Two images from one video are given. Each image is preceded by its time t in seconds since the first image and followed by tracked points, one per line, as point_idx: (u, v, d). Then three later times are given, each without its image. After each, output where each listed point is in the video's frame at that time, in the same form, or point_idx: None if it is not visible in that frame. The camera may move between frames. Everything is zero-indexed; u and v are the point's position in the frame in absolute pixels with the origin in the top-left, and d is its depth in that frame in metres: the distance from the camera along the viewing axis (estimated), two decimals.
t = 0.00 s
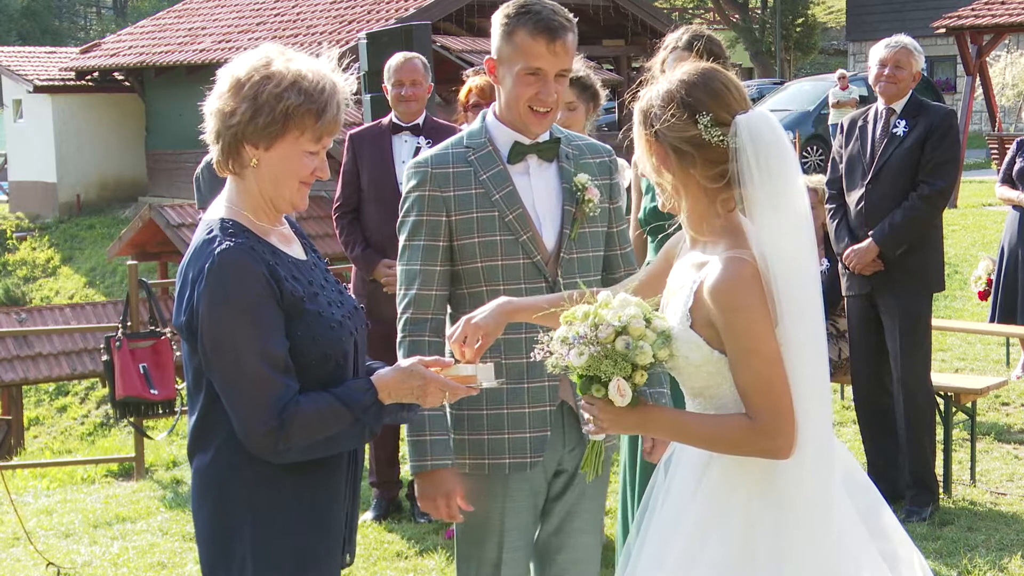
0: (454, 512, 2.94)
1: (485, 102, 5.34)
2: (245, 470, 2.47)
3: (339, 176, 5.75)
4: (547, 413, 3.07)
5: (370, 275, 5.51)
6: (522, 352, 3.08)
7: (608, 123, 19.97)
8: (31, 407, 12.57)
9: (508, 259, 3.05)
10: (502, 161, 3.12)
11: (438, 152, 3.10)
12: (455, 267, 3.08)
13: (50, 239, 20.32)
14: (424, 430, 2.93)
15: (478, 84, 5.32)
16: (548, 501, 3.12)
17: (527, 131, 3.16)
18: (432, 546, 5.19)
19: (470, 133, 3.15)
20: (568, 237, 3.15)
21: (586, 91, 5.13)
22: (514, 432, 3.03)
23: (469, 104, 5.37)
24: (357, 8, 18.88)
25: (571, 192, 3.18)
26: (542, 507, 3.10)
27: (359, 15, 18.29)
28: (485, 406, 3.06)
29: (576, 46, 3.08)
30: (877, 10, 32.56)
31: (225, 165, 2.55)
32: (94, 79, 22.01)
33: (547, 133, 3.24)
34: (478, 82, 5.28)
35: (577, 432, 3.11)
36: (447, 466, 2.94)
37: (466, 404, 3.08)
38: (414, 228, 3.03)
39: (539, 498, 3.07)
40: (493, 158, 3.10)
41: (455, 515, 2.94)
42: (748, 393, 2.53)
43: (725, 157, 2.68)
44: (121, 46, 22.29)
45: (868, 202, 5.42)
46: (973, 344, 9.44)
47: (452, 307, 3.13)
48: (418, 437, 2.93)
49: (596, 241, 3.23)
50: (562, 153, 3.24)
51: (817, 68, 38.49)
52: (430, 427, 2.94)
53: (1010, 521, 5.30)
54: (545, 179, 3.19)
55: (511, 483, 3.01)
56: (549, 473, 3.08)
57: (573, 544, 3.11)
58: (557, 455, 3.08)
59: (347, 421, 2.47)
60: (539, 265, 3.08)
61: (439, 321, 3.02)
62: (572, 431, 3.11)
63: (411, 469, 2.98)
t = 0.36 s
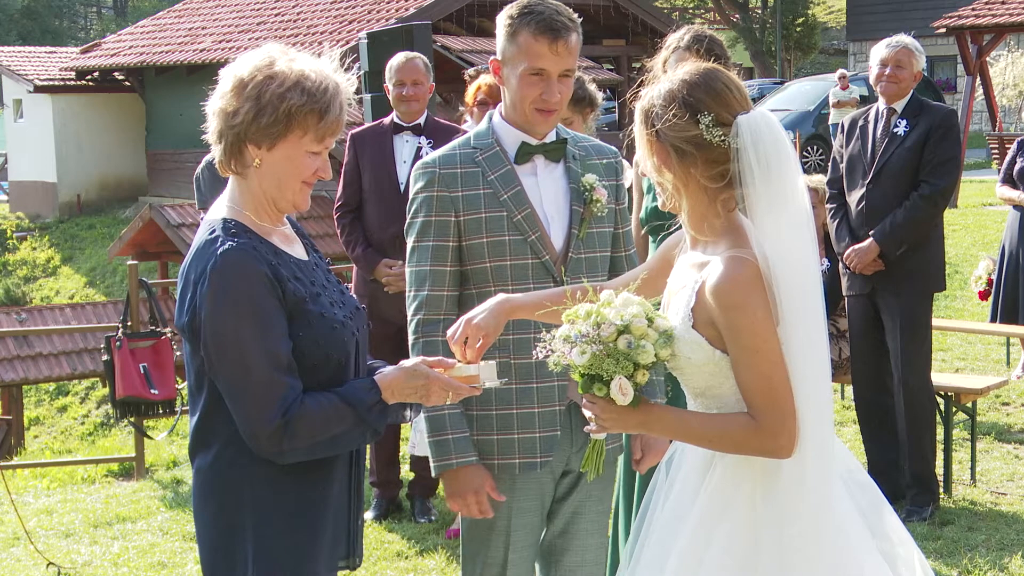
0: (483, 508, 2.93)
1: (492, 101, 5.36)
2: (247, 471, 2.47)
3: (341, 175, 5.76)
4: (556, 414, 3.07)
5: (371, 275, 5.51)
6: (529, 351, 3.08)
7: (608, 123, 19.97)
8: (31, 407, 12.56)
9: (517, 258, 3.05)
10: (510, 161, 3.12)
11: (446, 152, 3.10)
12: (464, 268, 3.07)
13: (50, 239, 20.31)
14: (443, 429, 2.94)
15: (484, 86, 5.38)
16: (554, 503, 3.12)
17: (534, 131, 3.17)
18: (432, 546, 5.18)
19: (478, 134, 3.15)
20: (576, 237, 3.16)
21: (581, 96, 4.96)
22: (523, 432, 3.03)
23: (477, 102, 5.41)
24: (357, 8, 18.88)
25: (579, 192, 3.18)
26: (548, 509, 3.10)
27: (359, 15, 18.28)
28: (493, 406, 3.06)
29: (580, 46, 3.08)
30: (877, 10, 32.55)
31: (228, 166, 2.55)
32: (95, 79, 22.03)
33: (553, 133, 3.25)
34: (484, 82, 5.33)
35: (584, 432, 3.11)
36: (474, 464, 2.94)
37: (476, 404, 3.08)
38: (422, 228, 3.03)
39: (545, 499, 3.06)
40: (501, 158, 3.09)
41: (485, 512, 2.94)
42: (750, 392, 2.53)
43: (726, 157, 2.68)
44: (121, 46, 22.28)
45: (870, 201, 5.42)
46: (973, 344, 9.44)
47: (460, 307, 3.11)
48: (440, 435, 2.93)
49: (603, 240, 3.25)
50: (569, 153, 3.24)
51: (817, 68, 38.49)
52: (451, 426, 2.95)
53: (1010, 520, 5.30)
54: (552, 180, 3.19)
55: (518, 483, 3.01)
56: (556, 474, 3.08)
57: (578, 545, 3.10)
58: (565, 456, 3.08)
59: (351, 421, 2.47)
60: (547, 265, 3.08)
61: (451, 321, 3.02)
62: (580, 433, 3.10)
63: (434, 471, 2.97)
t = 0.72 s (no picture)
0: (501, 507, 2.94)
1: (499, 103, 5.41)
2: (249, 472, 2.47)
3: (342, 176, 5.76)
4: (564, 414, 3.08)
5: (371, 275, 5.51)
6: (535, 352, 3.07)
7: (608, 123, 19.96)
8: (31, 407, 12.55)
9: (526, 258, 3.06)
10: (516, 161, 3.12)
11: (452, 153, 3.09)
12: (472, 268, 3.07)
13: (50, 239, 20.30)
14: (458, 429, 2.95)
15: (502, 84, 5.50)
16: (558, 503, 3.12)
17: (540, 131, 3.17)
18: (432, 546, 5.18)
19: (484, 134, 3.15)
20: (585, 237, 3.16)
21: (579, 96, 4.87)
22: (531, 432, 3.03)
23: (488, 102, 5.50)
24: (357, 7, 18.87)
25: (588, 192, 3.19)
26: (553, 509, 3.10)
27: (359, 15, 18.28)
28: (502, 406, 3.06)
29: (582, 45, 3.08)
30: (877, 10, 32.56)
31: (230, 166, 2.55)
32: (95, 79, 22.03)
33: (560, 132, 3.25)
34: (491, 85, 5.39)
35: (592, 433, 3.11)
36: (490, 464, 2.95)
37: (486, 402, 3.07)
38: (429, 229, 3.02)
39: (550, 500, 3.06)
40: (508, 158, 3.10)
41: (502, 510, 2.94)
42: (750, 391, 2.53)
43: (727, 157, 2.68)
44: (121, 46, 22.28)
45: (870, 201, 5.42)
46: (973, 344, 9.44)
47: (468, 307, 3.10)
48: (456, 434, 2.94)
49: (610, 240, 3.25)
50: (575, 154, 3.25)
51: (817, 68, 38.51)
52: (467, 426, 2.96)
53: (1010, 520, 5.30)
54: (560, 180, 3.19)
55: (525, 483, 3.01)
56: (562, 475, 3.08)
57: (582, 545, 3.10)
58: (572, 456, 3.08)
59: (353, 420, 2.47)
60: (555, 265, 3.09)
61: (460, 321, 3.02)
62: (586, 433, 3.10)
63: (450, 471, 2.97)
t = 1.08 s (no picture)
0: (496, 509, 2.94)
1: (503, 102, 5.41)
2: (251, 472, 2.47)
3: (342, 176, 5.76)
4: (569, 414, 3.08)
5: (372, 275, 5.51)
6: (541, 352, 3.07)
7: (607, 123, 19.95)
8: (31, 407, 12.55)
9: (533, 258, 3.06)
10: (524, 161, 3.12)
11: (460, 152, 3.09)
12: (478, 268, 3.07)
13: (50, 239, 20.30)
14: (458, 430, 2.94)
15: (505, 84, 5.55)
16: (562, 503, 3.12)
17: (546, 132, 3.17)
18: (432, 546, 5.18)
19: (491, 134, 3.15)
20: (591, 237, 3.16)
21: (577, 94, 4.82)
22: (536, 432, 3.03)
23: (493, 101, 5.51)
24: (357, 7, 18.87)
25: (594, 192, 3.19)
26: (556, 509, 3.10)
27: (359, 15, 18.28)
28: (507, 406, 3.06)
29: (582, 47, 3.05)
30: (876, 10, 32.56)
31: (233, 166, 2.54)
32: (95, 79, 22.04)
33: (566, 132, 3.25)
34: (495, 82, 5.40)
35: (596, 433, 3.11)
36: (489, 466, 2.95)
37: (490, 403, 3.07)
38: (436, 229, 3.03)
39: (554, 500, 3.06)
40: (515, 158, 3.10)
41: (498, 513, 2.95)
42: (750, 390, 2.53)
43: (729, 156, 2.68)
44: (121, 45, 22.28)
45: (870, 201, 5.42)
46: (973, 344, 9.44)
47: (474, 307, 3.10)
48: (457, 435, 2.94)
49: (616, 241, 3.25)
50: (582, 154, 3.24)
51: (817, 68, 38.52)
52: (468, 427, 2.96)
53: (1010, 520, 5.29)
54: (567, 180, 3.19)
55: (529, 484, 3.01)
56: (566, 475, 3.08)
57: (585, 546, 3.10)
58: (576, 457, 3.08)
59: (357, 420, 2.47)
60: (561, 264, 3.09)
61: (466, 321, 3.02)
62: (591, 433, 3.11)
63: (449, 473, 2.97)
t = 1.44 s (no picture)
0: (495, 510, 2.95)
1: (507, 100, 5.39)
2: (253, 470, 2.47)
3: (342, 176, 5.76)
4: (569, 415, 3.08)
5: (372, 274, 5.51)
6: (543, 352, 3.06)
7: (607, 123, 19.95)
8: (31, 407, 12.55)
9: (534, 258, 3.06)
10: (527, 161, 3.12)
11: (463, 152, 3.10)
12: (480, 267, 3.07)
13: (50, 239, 20.30)
14: (458, 430, 2.94)
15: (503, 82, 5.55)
16: (561, 504, 3.12)
17: (548, 133, 3.17)
18: (432, 546, 5.18)
19: (494, 134, 3.15)
20: (593, 238, 3.16)
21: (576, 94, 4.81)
22: (536, 433, 3.03)
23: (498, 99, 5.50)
24: (358, 7, 18.87)
25: (597, 193, 3.18)
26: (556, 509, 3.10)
27: (359, 15, 18.28)
28: (508, 406, 3.05)
29: (583, 48, 3.04)
30: (876, 10, 32.56)
31: (237, 166, 2.54)
32: (95, 79, 22.04)
33: (570, 132, 3.24)
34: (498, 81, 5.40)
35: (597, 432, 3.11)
36: (488, 467, 2.95)
37: (490, 403, 3.07)
38: (438, 228, 3.03)
39: (554, 501, 3.06)
40: (518, 158, 3.10)
41: (497, 513, 2.95)
42: (744, 392, 2.52)
43: (729, 154, 2.68)
44: (121, 45, 22.28)
45: (871, 201, 5.42)
46: (973, 344, 9.44)
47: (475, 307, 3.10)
48: (456, 436, 2.94)
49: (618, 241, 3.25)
50: (586, 154, 3.24)
51: (817, 68, 38.52)
52: (467, 427, 2.96)
53: (1010, 520, 5.29)
54: (570, 180, 3.19)
55: (529, 484, 3.01)
56: (566, 475, 3.08)
57: (585, 546, 3.10)
58: (576, 457, 3.08)
59: (360, 420, 2.47)
60: (563, 265, 3.08)
61: (467, 321, 3.02)
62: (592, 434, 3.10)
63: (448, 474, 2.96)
